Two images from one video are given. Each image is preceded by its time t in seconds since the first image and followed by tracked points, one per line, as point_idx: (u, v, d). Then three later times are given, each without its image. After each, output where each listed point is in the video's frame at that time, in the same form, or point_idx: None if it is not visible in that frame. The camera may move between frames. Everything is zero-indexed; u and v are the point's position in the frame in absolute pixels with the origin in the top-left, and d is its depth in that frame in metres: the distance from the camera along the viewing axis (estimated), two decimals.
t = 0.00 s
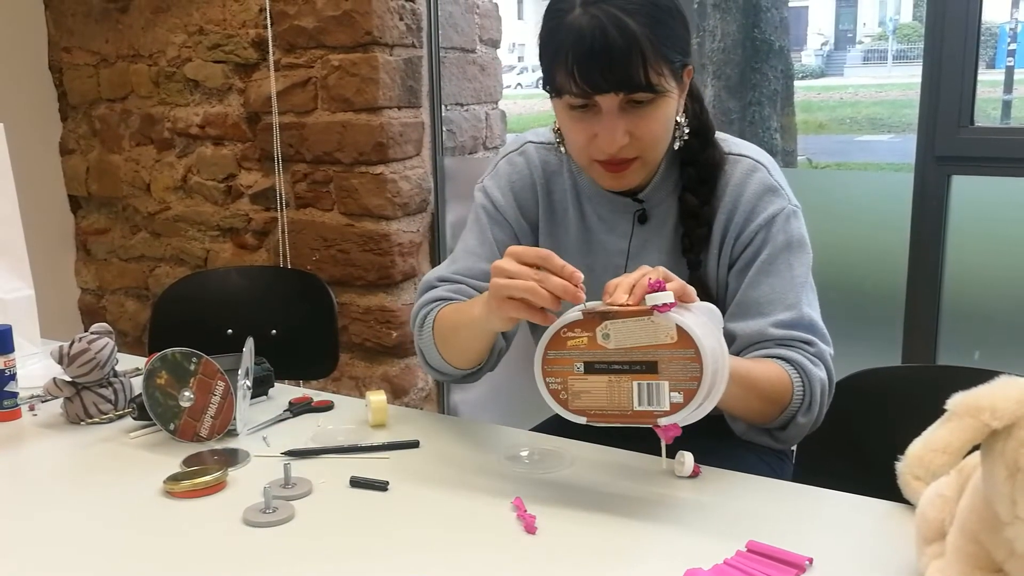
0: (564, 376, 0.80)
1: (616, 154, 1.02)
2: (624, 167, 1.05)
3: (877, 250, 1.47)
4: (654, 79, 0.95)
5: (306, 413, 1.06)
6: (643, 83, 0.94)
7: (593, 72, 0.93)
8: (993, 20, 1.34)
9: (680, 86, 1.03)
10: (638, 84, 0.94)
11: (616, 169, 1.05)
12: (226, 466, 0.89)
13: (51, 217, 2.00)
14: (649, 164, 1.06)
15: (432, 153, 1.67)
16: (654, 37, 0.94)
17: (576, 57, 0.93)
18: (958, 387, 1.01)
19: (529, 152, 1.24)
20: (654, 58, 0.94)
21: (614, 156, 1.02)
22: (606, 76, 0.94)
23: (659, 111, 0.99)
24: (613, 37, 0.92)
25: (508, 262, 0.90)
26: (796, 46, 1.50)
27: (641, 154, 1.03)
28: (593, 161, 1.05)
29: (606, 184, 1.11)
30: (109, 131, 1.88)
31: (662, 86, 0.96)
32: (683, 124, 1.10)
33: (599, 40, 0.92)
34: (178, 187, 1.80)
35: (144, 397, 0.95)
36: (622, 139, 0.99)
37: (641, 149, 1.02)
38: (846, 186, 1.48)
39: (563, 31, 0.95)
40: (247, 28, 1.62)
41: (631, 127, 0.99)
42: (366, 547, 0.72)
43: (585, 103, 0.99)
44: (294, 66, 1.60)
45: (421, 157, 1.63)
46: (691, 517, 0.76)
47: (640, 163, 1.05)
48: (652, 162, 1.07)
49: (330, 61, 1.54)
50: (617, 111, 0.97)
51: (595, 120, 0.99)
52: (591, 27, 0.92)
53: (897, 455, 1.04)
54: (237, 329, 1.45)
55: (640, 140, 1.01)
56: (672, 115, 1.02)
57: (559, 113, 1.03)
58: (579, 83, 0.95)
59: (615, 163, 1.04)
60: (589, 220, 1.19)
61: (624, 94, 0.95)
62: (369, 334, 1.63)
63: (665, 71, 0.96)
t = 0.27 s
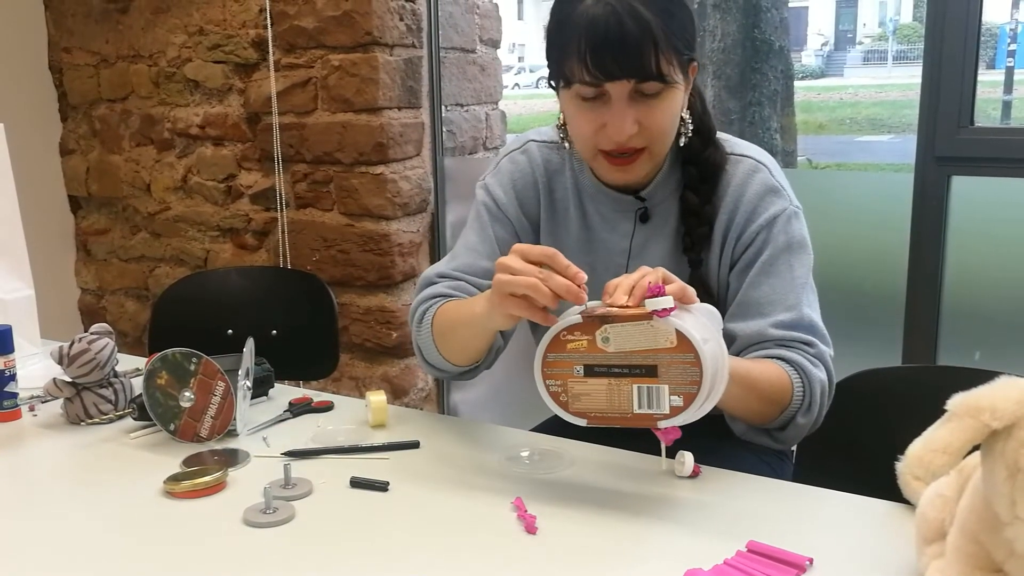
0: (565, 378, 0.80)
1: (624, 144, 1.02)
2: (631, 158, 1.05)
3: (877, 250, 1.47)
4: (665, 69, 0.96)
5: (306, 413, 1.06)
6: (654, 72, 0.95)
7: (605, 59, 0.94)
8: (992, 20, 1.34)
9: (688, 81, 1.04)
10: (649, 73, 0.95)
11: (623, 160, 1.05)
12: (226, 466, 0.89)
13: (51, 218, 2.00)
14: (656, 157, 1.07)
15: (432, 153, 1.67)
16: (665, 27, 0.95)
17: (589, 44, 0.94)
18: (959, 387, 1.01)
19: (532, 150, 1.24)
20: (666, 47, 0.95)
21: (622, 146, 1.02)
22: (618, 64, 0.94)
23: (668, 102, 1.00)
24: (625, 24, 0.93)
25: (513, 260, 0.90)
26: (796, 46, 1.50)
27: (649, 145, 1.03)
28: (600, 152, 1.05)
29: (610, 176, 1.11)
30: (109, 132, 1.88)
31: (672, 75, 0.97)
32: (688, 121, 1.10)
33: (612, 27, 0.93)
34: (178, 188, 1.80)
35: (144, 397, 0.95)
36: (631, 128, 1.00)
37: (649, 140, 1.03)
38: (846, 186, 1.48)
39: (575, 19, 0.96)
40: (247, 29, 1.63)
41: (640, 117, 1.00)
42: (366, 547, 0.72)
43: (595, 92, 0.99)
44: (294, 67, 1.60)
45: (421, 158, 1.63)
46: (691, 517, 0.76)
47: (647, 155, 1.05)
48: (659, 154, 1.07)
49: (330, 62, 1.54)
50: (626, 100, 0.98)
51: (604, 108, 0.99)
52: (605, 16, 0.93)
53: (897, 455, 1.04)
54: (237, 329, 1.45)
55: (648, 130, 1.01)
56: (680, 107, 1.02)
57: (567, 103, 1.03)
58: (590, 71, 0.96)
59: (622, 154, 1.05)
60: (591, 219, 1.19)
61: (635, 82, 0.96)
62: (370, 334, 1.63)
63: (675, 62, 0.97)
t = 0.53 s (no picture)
0: (570, 388, 0.79)
1: (611, 136, 1.01)
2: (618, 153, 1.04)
3: (876, 250, 1.47)
4: (656, 61, 0.96)
5: (306, 414, 1.06)
6: (644, 63, 0.95)
7: (596, 45, 0.95)
8: (992, 20, 1.34)
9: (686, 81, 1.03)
10: (639, 63, 0.95)
11: (610, 154, 1.04)
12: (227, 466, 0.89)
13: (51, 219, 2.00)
14: (645, 155, 1.05)
15: (432, 154, 1.67)
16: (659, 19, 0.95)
17: (580, 30, 0.95)
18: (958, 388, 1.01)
19: (533, 149, 1.24)
20: (658, 39, 0.96)
21: (609, 138, 1.02)
22: (608, 51, 0.95)
23: (658, 97, 0.99)
24: (618, 12, 0.94)
25: (520, 260, 0.90)
26: (796, 47, 1.50)
27: (637, 140, 1.02)
28: (588, 144, 1.05)
29: (602, 173, 1.10)
30: (109, 132, 1.88)
31: (664, 67, 0.97)
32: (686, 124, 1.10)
33: (605, 15, 0.94)
34: (178, 188, 1.80)
35: (144, 398, 0.95)
36: (618, 119, 0.99)
37: (637, 135, 1.01)
38: (846, 187, 1.49)
39: (571, 7, 0.97)
40: (247, 29, 1.63)
41: (628, 109, 0.99)
42: (365, 547, 0.72)
43: (587, 81, 1.00)
44: (294, 67, 1.60)
45: (421, 158, 1.63)
46: (691, 518, 0.76)
47: (635, 152, 1.04)
48: (649, 154, 1.05)
49: (329, 62, 1.54)
50: (616, 89, 0.98)
51: (593, 97, 0.99)
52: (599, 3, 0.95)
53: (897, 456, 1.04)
54: (236, 330, 1.45)
55: (636, 124, 1.00)
56: (672, 105, 1.01)
57: (562, 93, 1.04)
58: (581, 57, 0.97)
59: (610, 147, 1.04)
60: (592, 219, 1.19)
61: (624, 71, 0.96)
62: (370, 334, 1.63)
63: (669, 56, 0.97)
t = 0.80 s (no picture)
0: (564, 376, 0.80)
1: (583, 132, 1.03)
2: (592, 153, 1.05)
3: (876, 251, 1.47)
4: (623, 58, 0.98)
5: (305, 414, 1.06)
6: (609, 59, 0.98)
7: (562, 42, 0.98)
8: (991, 20, 1.34)
9: (666, 83, 1.05)
10: (605, 59, 0.97)
11: (584, 152, 1.05)
12: (226, 466, 0.89)
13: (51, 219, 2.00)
14: (621, 154, 1.05)
15: (432, 154, 1.67)
16: (627, 19, 0.98)
17: (547, 28, 0.99)
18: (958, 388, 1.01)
19: (534, 148, 1.26)
20: (625, 38, 0.98)
21: (581, 135, 1.03)
22: (573, 48, 0.98)
23: (628, 94, 1.00)
24: (583, 10, 0.97)
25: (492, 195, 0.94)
26: (796, 47, 1.50)
27: (609, 138, 1.03)
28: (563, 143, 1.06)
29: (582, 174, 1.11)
30: (109, 132, 1.88)
31: (631, 65, 0.99)
32: (676, 125, 1.12)
33: (571, 14, 0.97)
34: (177, 188, 1.80)
35: (143, 398, 0.95)
36: (587, 115, 1.01)
37: (609, 133, 1.02)
38: (845, 187, 1.49)
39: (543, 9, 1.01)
40: (247, 29, 1.63)
41: (597, 106, 1.01)
42: (364, 547, 0.72)
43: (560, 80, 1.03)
44: (293, 67, 1.60)
45: (421, 158, 1.63)
46: (690, 518, 0.76)
47: (610, 151, 1.04)
48: (625, 153, 1.06)
49: (329, 63, 1.54)
50: (584, 86, 1.00)
51: (564, 94, 1.02)
52: (566, 4, 0.98)
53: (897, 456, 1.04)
54: (236, 330, 1.45)
55: (607, 121, 1.02)
56: (646, 104, 1.02)
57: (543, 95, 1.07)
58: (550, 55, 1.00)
59: (583, 145, 1.05)
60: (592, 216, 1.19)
61: (591, 68, 0.98)
62: (369, 334, 1.63)
63: (638, 55, 0.99)
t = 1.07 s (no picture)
0: (570, 388, 0.79)
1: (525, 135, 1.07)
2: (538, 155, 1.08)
3: (875, 251, 1.48)
4: (546, 64, 1.01)
5: (306, 414, 1.06)
6: (533, 66, 1.01)
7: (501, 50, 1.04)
8: (991, 21, 1.34)
9: (608, 90, 1.04)
10: (529, 66, 1.02)
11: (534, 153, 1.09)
12: (226, 466, 0.89)
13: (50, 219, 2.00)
14: (563, 158, 1.07)
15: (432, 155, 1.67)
16: (552, 27, 1.00)
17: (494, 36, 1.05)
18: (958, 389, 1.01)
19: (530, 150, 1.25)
20: (548, 44, 1.00)
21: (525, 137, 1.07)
22: (507, 54, 1.03)
23: (557, 100, 1.03)
24: (516, 19, 1.01)
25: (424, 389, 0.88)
26: (795, 48, 1.51)
27: (546, 142, 1.06)
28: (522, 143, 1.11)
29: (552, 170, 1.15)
30: (109, 133, 1.88)
31: (563, 78, 1.01)
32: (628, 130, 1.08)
33: (509, 23, 1.02)
34: (177, 189, 1.80)
35: (144, 399, 0.95)
36: (524, 119, 1.05)
37: (546, 137, 1.05)
38: (845, 188, 1.49)
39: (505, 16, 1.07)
40: (247, 30, 1.63)
41: (533, 110, 1.04)
42: (364, 547, 0.72)
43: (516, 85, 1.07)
44: (293, 68, 1.60)
45: (421, 158, 1.63)
46: (690, 518, 0.76)
47: (552, 154, 1.07)
48: (568, 157, 1.07)
49: (329, 63, 1.54)
50: (525, 91, 1.04)
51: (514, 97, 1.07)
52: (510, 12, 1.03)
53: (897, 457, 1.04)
54: (236, 331, 1.45)
55: (542, 127, 1.04)
56: (580, 110, 1.04)
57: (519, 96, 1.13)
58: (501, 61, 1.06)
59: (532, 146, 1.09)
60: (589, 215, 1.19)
61: (524, 74, 1.03)
62: (369, 334, 1.63)
63: (561, 61, 1.01)
